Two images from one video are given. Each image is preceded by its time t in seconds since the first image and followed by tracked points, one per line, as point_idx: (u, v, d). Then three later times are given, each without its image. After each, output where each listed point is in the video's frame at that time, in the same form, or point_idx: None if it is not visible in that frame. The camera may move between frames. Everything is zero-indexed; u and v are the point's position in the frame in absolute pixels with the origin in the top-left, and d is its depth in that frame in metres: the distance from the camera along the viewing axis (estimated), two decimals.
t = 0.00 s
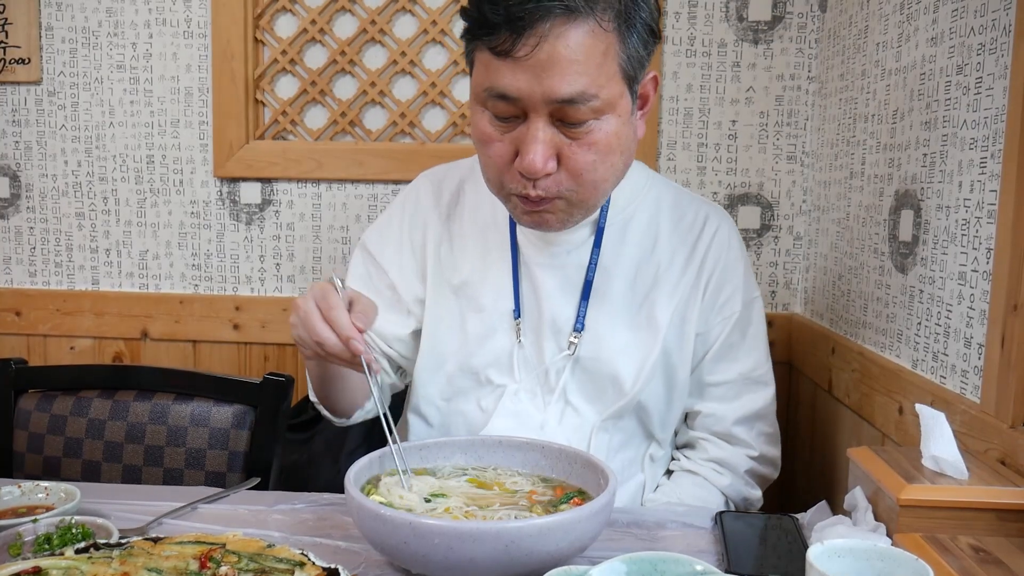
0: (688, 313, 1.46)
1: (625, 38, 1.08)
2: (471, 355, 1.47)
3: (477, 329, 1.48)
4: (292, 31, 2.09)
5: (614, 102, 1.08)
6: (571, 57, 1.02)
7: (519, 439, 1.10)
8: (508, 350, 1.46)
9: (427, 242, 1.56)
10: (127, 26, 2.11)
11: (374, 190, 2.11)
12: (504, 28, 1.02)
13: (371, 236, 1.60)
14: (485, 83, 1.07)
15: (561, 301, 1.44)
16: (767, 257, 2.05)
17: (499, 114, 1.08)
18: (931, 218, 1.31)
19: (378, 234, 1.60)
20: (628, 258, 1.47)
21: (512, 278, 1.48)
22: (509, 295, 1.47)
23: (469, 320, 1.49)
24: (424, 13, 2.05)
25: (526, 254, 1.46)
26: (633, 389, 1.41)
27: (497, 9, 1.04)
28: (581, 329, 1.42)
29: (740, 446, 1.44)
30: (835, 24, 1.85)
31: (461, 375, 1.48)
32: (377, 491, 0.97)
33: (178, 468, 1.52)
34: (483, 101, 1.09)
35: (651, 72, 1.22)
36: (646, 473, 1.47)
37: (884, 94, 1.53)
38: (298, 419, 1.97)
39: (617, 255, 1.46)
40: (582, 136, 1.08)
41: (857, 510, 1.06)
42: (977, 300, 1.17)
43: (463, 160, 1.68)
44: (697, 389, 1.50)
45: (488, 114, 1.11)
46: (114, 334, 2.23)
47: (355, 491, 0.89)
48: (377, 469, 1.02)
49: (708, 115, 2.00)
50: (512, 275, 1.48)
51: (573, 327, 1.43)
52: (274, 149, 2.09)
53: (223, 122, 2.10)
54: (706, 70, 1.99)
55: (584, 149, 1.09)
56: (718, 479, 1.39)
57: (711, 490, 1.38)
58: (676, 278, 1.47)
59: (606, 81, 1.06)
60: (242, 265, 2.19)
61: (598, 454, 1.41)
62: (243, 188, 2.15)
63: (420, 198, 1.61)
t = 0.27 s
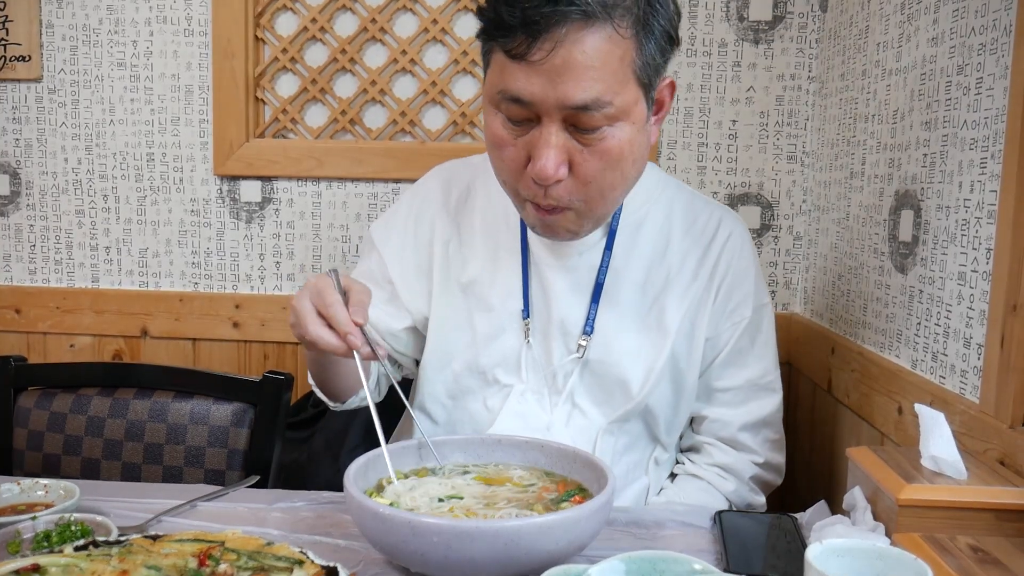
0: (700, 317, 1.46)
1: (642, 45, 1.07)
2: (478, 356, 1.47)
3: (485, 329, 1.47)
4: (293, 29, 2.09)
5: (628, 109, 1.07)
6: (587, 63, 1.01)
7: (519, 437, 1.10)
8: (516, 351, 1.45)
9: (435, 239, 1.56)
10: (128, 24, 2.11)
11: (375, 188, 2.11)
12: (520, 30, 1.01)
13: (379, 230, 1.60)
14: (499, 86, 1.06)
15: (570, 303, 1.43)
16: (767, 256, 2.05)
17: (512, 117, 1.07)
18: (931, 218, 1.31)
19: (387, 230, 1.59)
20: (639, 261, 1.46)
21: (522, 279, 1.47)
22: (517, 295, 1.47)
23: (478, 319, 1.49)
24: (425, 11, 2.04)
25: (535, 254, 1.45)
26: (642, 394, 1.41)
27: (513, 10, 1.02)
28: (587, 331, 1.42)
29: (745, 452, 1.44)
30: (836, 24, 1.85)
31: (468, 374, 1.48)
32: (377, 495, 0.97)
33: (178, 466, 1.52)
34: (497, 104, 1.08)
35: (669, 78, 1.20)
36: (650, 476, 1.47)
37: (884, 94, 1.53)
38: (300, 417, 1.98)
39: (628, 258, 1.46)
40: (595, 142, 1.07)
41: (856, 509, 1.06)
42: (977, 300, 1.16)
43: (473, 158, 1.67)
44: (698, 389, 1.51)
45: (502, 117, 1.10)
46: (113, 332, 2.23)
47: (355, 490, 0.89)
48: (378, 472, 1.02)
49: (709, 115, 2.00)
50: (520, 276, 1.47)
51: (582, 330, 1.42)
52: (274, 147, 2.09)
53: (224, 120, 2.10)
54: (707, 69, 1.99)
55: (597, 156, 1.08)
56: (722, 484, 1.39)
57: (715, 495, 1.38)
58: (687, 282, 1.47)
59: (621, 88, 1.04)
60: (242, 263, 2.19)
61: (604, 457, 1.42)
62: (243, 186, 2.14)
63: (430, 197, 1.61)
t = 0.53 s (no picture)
0: (705, 317, 1.46)
1: (652, 49, 1.06)
2: (482, 356, 1.47)
3: (490, 330, 1.47)
4: (292, 28, 2.09)
5: (637, 111, 1.07)
6: (598, 67, 1.00)
7: (519, 436, 1.10)
8: (521, 351, 1.45)
9: (443, 240, 1.55)
10: (127, 23, 2.11)
11: (374, 187, 2.11)
12: (529, 33, 1.01)
13: (387, 229, 1.59)
14: (507, 87, 1.05)
15: (576, 303, 1.43)
16: (767, 255, 2.05)
17: (520, 119, 1.07)
18: (931, 216, 1.31)
19: (395, 229, 1.58)
20: (645, 263, 1.46)
21: (529, 279, 1.47)
22: (523, 295, 1.47)
23: (482, 318, 1.49)
24: (424, 10, 2.04)
25: (542, 254, 1.46)
26: (647, 396, 1.41)
27: (523, 12, 1.02)
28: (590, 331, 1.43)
29: (747, 452, 1.44)
30: (835, 23, 1.85)
31: (472, 373, 1.48)
32: (378, 495, 0.97)
33: (177, 465, 1.52)
34: (505, 105, 1.08)
35: (678, 79, 1.19)
36: (653, 476, 1.46)
37: (884, 93, 1.53)
38: (298, 416, 1.97)
39: (634, 259, 1.46)
40: (604, 144, 1.07)
41: (855, 508, 1.06)
42: (976, 298, 1.16)
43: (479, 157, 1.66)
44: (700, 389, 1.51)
45: (510, 118, 1.10)
46: (113, 331, 2.23)
47: (354, 489, 0.89)
48: (378, 472, 1.02)
49: (708, 114, 2.00)
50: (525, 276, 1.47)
51: (588, 330, 1.43)
52: (273, 146, 2.09)
53: (224, 119, 2.10)
54: (706, 68, 1.99)
55: (605, 158, 1.08)
56: (725, 484, 1.40)
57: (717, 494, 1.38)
58: (693, 283, 1.47)
59: (630, 91, 1.04)
60: (241, 263, 2.19)
61: (608, 458, 1.41)
62: (243, 185, 2.14)
63: (437, 196, 1.60)
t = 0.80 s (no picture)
0: (706, 317, 1.47)
1: (656, 51, 1.06)
2: (482, 355, 1.47)
3: (490, 329, 1.47)
4: (292, 27, 2.09)
5: (640, 114, 1.07)
6: (601, 69, 1.00)
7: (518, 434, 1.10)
8: (522, 350, 1.45)
9: (442, 239, 1.55)
10: (127, 22, 2.11)
11: (374, 186, 2.11)
12: (535, 34, 1.00)
13: (387, 229, 1.59)
14: (511, 89, 1.05)
15: (575, 302, 1.43)
16: (767, 254, 2.05)
17: (523, 120, 1.07)
18: (931, 215, 1.31)
19: (395, 229, 1.58)
20: (647, 263, 1.46)
21: (529, 278, 1.47)
22: (524, 294, 1.47)
23: (483, 318, 1.49)
24: (424, 9, 2.04)
25: (542, 254, 1.45)
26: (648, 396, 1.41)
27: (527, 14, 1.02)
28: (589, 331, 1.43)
29: (747, 452, 1.44)
30: (835, 21, 1.85)
31: (472, 373, 1.48)
32: (377, 494, 0.97)
33: (177, 464, 1.52)
34: (508, 107, 1.08)
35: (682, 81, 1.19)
36: (653, 475, 1.46)
37: (884, 92, 1.53)
38: (298, 415, 1.97)
39: (636, 258, 1.45)
40: (606, 147, 1.07)
41: (855, 507, 1.06)
42: (977, 297, 1.16)
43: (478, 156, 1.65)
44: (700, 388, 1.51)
45: (513, 119, 1.10)
46: (113, 330, 2.23)
47: (354, 487, 0.89)
48: (378, 470, 1.02)
49: (708, 113, 2.00)
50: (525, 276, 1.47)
51: (588, 330, 1.43)
52: (273, 145, 2.09)
53: (223, 119, 2.10)
54: (706, 67, 1.99)
55: (607, 160, 1.08)
56: (725, 483, 1.40)
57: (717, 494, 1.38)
58: (694, 282, 1.47)
59: (634, 94, 1.04)
60: (241, 262, 2.19)
61: (608, 457, 1.41)
62: (243, 184, 2.14)
63: (437, 196, 1.59)
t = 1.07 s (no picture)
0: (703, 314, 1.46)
1: (646, 51, 1.06)
2: (480, 354, 1.47)
3: (489, 329, 1.48)
4: (291, 26, 2.09)
5: (632, 113, 1.07)
6: (590, 70, 1.00)
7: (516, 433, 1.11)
8: (520, 349, 1.45)
9: (439, 238, 1.55)
10: (126, 21, 2.11)
11: (373, 185, 2.11)
12: (523, 37, 1.00)
13: (385, 228, 1.59)
14: (501, 90, 1.05)
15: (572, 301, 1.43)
16: (766, 253, 2.05)
17: (514, 121, 1.07)
18: (931, 214, 1.31)
19: (393, 227, 1.58)
20: (642, 262, 1.46)
21: (525, 276, 1.47)
22: (521, 293, 1.47)
23: (482, 317, 1.49)
24: (423, 8, 2.04)
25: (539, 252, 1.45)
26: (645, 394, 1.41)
27: (515, 16, 1.01)
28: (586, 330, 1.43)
29: (746, 451, 1.44)
30: (835, 20, 1.85)
31: (471, 372, 1.49)
32: (377, 493, 0.97)
33: (177, 463, 1.53)
34: (499, 109, 1.08)
35: (673, 78, 1.19)
36: (651, 474, 1.46)
37: (883, 91, 1.53)
38: (297, 414, 1.96)
39: (632, 257, 1.46)
40: (598, 146, 1.07)
41: (854, 506, 1.06)
42: (976, 295, 1.16)
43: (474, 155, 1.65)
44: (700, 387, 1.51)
45: (504, 120, 1.10)
46: (112, 329, 2.23)
47: (353, 486, 0.89)
48: (377, 469, 1.02)
49: (708, 112, 2.00)
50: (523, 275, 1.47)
51: (586, 329, 1.43)
52: (272, 144, 2.09)
53: (223, 118, 2.09)
54: (706, 66, 1.99)
55: (600, 160, 1.09)
56: (724, 482, 1.40)
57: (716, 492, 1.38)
58: (693, 281, 1.46)
59: (624, 94, 1.04)
60: (241, 261, 2.19)
61: (606, 456, 1.41)
62: (242, 183, 2.14)
63: (434, 195, 1.59)
